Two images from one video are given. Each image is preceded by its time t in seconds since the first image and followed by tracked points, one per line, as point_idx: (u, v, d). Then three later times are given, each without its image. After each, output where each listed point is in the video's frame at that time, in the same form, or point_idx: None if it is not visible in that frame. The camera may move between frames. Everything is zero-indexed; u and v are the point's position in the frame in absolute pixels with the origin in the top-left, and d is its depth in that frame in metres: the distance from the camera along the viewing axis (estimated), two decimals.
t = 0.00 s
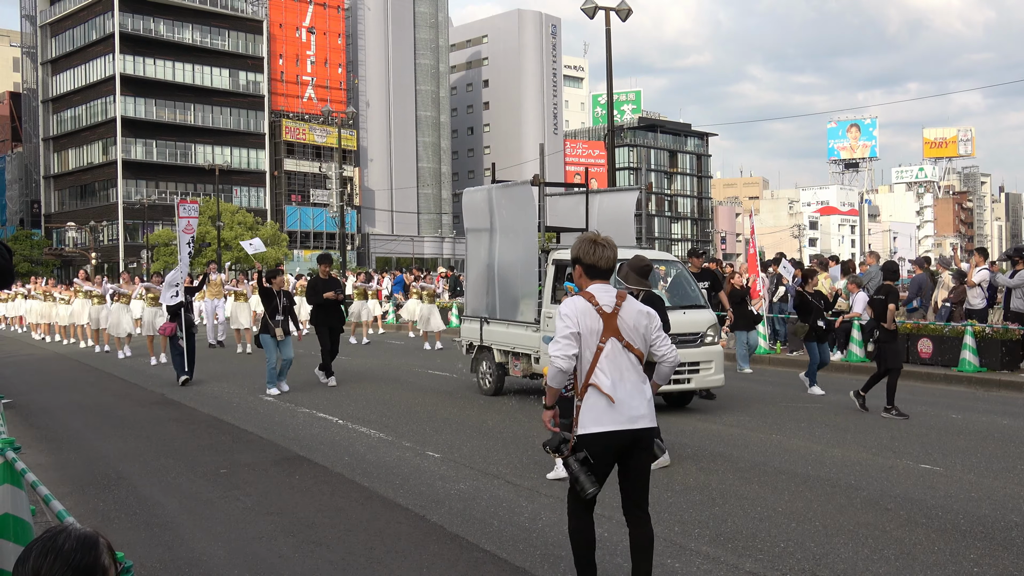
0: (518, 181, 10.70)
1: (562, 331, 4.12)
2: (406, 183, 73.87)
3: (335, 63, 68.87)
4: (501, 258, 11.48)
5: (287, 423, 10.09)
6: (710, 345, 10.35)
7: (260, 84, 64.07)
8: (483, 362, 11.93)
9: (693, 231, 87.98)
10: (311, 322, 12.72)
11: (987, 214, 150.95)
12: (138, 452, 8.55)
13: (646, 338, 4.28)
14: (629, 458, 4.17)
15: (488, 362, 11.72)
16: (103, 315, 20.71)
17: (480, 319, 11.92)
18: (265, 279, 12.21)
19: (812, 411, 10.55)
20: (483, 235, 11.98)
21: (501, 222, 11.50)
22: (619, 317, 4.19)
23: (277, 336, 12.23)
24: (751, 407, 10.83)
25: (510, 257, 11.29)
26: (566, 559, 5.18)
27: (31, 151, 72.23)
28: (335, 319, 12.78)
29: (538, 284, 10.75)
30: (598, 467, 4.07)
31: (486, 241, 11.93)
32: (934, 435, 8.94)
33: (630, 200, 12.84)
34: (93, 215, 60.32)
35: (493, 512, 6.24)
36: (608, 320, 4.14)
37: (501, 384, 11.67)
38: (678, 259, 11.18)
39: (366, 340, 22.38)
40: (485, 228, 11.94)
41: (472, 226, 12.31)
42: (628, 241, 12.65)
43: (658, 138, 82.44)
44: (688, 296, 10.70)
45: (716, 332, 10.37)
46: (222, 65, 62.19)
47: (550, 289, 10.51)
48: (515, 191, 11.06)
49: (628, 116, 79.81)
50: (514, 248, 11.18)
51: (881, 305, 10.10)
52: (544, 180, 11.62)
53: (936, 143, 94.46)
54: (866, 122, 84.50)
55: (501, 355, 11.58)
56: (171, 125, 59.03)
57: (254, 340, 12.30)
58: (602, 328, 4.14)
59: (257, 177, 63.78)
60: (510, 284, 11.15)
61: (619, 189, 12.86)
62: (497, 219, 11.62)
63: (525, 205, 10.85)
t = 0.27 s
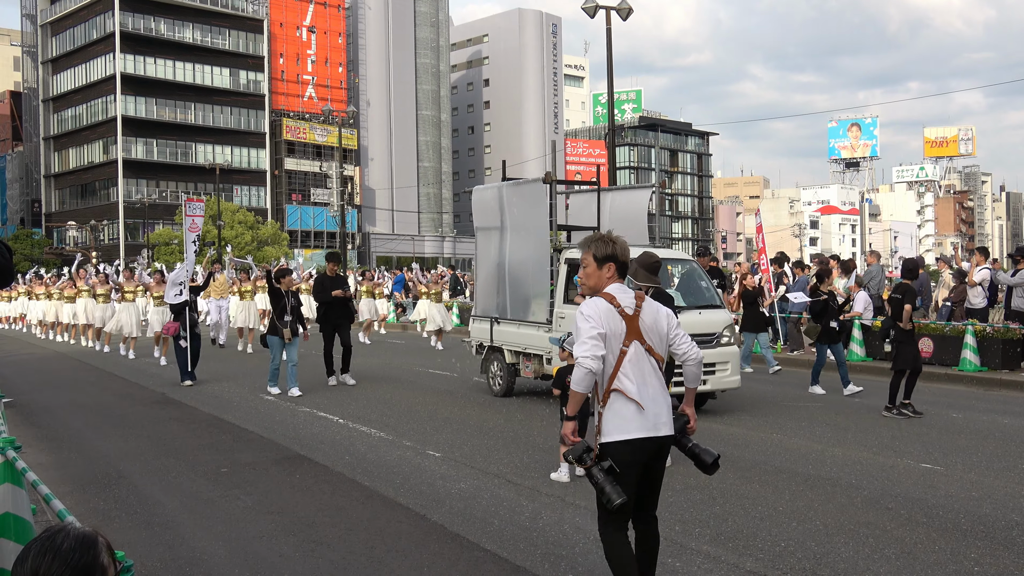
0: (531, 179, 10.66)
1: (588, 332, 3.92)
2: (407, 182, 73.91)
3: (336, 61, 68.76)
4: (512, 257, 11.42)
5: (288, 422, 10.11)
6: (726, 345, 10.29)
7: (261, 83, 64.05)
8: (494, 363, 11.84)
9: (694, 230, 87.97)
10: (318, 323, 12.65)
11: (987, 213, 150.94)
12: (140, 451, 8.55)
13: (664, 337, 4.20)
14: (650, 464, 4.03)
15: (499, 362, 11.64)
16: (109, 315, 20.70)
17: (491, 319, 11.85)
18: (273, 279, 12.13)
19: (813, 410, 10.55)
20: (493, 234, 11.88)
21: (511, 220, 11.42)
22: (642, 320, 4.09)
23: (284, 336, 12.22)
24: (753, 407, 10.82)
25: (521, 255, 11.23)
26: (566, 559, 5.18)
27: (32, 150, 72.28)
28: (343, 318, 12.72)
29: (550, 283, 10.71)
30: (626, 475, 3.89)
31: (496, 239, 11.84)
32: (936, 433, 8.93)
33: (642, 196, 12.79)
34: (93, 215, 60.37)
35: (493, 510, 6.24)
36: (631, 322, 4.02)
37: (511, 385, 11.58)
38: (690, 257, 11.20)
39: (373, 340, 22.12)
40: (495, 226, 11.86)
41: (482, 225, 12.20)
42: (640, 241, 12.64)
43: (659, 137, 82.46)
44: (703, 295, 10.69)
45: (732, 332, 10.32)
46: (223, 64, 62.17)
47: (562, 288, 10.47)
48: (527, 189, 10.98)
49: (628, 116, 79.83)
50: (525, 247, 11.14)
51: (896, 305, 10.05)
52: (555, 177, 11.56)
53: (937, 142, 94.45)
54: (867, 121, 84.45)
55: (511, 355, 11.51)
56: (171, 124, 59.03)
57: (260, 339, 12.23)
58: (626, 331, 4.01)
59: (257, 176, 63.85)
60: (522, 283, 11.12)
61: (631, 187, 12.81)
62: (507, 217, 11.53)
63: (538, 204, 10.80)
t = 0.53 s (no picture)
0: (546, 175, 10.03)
1: (608, 336, 3.45)
2: (407, 181, 73.22)
3: (336, 61, 68.12)
4: (525, 256, 10.74)
5: (287, 420, 9.40)
6: (743, 346, 9.54)
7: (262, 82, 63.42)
8: (505, 364, 11.04)
9: (697, 229, 87.25)
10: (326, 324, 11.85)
11: (988, 213, 150.17)
12: (139, 449, 7.85)
13: (683, 339, 3.75)
14: (674, 479, 3.60)
15: (510, 363, 10.83)
16: (112, 316, 19.77)
17: (500, 320, 11.09)
18: (281, 278, 11.46)
19: (849, 409, 9.84)
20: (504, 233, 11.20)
21: (523, 219, 10.78)
22: (661, 319, 3.63)
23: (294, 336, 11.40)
24: (780, 404, 10.08)
25: (534, 255, 10.57)
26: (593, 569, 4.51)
27: (32, 149, 71.56)
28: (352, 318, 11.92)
29: (563, 282, 10.01)
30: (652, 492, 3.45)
31: (507, 238, 11.16)
32: (989, 433, 8.23)
33: (656, 195, 12.05)
34: (94, 214, 59.63)
35: (494, 510, 5.57)
36: (652, 324, 3.55)
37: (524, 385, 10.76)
38: (708, 257, 10.56)
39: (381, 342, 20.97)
40: (506, 225, 11.18)
41: (491, 223, 11.53)
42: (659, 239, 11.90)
43: (661, 135, 81.86)
44: (718, 293, 9.96)
45: (749, 333, 9.57)
46: (223, 62, 61.45)
47: (576, 286, 9.75)
48: (540, 185, 10.33)
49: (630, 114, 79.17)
50: (539, 248, 10.51)
51: (916, 304, 9.28)
52: (569, 177, 10.91)
53: (937, 140, 93.78)
54: (868, 120, 83.74)
55: (523, 356, 10.69)
56: (172, 123, 58.31)
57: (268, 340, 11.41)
58: (647, 334, 3.54)
59: (258, 174, 63.14)
60: (535, 285, 10.45)
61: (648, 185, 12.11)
62: (519, 216, 10.87)
63: (551, 200, 10.17)
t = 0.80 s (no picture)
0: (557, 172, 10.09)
1: (646, 340, 3.32)
2: (408, 179, 73.80)
3: (336, 59, 68.72)
4: (537, 253, 10.84)
5: (288, 419, 10.11)
6: (763, 346, 9.72)
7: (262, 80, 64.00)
8: (517, 364, 11.24)
9: (695, 227, 87.90)
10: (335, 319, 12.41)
11: (988, 210, 150.50)
12: (142, 449, 8.54)
13: (712, 343, 3.65)
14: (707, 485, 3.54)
15: (522, 362, 11.05)
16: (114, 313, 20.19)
17: (513, 318, 11.26)
18: (287, 278, 11.90)
19: (815, 407, 10.54)
20: (516, 230, 11.29)
21: (536, 216, 10.85)
22: (691, 321, 3.54)
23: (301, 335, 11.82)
24: (753, 403, 10.80)
25: (547, 252, 10.65)
26: (574, 556, 5.16)
27: (32, 147, 72.21)
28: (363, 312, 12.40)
29: (578, 281, 10.13)
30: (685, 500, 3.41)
31: (519, 236, 11.26)
32: (938, 430, 8.92)
33: (670, 192, 12.07)
34: (94, 212, 60.33)
35: (493, 508, 6.23)
36: (682, 327, 3.46)
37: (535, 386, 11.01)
38: (724, 254, 10.62)
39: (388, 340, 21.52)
40: (518, 221, 11.26)
41: (503, 221, 11.64)
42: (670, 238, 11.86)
43: (660, 134, 82.47)
44: (736, 293, 10.12)
45: (769, 332, 9.78)
46: (223, 61, 62.06)
47: (589, 286, 9.89)
48: (553, 183, 10.43)
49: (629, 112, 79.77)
50: (553, 244, 10.56)
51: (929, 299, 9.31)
52: (581, 172, 11.03)
53: (938, 138, 94.15)
54: (867, 118, 84.21)
55: (535, 356, 10.91)
56: (172, 122, 58.98)
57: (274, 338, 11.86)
58: (678, 337, 3.44)
59: (258, 173, 63.80)
60: (548, 282, 10.54)
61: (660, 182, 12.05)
62: (532, 213, 10.96)
63: (564, 197, 10.26)
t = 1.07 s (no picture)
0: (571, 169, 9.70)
1: (685, 352, 3.17)
2: (408, 177, 73.73)
3: (337, 57, 68.60)
4: (551, 251, 10.54)
5: (288, 416, 10.13)
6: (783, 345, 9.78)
7: (262, 78, 63.96)
8: (530, 363, 11.03)
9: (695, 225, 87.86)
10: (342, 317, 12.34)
11: (989, 208, 150.29)
12: (142, 446, 8.56)
13: (770, 360, 3.41)
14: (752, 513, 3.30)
15: (535, 362, 10.86)
16: (117, 311, 20.08)
17: (525, 317, 11.06)
18: (293, 276, 11.73)
19: (815, 405, 10.54)
20: (529, 226, 10.96)
21: (550, 212, 10.49)
22: (744, 338, 3.32)
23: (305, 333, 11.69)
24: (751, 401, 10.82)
25: (561, 250, 10.37)
26: (572, 554, 5.16)
27: (32, 145, 72.23)
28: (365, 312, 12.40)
29: (592, 281, 9.94)
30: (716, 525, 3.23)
31: (531, 232, 10.94)
32: (937, 428, 8.93)
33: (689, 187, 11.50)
34: (94, 209, 60.34)
35: (494, 505, 6.24)
36: (731, 342, 3.26)
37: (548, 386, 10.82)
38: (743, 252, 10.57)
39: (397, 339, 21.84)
40: (530, 218, 10.93)
41: (515, 216, 11.30)
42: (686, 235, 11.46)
43: (660, 132, 82.50)
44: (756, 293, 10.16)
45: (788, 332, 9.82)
46: (224, 59, 62.03)
47: (605, 284, 9.80)
48: (566, 180, 10.05)
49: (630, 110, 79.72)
50: (567, 242, 10.27)
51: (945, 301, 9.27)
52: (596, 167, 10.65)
53: (938, 136, 94.00)
54: (868, 116, 84.10)
55: (549, 356, 10.71)
56: (172, 119, 58.96)
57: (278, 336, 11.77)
58: (726, 352, 3.26)
59: (258, 171, 63.79)
60: (562, 281, 10.32)
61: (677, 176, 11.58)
62: (545, 210, 10.61)
63: (577, 196, 9.88)
